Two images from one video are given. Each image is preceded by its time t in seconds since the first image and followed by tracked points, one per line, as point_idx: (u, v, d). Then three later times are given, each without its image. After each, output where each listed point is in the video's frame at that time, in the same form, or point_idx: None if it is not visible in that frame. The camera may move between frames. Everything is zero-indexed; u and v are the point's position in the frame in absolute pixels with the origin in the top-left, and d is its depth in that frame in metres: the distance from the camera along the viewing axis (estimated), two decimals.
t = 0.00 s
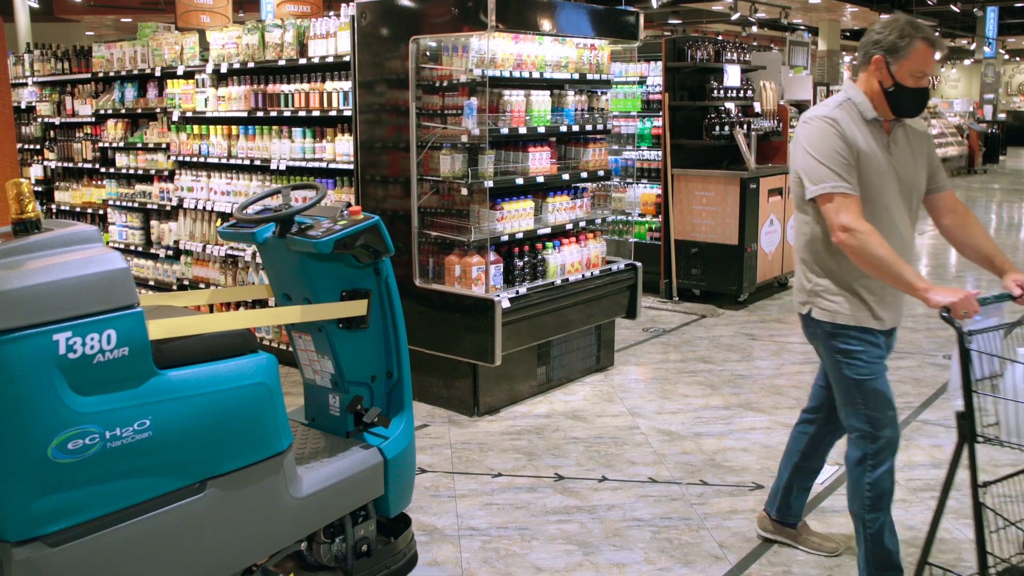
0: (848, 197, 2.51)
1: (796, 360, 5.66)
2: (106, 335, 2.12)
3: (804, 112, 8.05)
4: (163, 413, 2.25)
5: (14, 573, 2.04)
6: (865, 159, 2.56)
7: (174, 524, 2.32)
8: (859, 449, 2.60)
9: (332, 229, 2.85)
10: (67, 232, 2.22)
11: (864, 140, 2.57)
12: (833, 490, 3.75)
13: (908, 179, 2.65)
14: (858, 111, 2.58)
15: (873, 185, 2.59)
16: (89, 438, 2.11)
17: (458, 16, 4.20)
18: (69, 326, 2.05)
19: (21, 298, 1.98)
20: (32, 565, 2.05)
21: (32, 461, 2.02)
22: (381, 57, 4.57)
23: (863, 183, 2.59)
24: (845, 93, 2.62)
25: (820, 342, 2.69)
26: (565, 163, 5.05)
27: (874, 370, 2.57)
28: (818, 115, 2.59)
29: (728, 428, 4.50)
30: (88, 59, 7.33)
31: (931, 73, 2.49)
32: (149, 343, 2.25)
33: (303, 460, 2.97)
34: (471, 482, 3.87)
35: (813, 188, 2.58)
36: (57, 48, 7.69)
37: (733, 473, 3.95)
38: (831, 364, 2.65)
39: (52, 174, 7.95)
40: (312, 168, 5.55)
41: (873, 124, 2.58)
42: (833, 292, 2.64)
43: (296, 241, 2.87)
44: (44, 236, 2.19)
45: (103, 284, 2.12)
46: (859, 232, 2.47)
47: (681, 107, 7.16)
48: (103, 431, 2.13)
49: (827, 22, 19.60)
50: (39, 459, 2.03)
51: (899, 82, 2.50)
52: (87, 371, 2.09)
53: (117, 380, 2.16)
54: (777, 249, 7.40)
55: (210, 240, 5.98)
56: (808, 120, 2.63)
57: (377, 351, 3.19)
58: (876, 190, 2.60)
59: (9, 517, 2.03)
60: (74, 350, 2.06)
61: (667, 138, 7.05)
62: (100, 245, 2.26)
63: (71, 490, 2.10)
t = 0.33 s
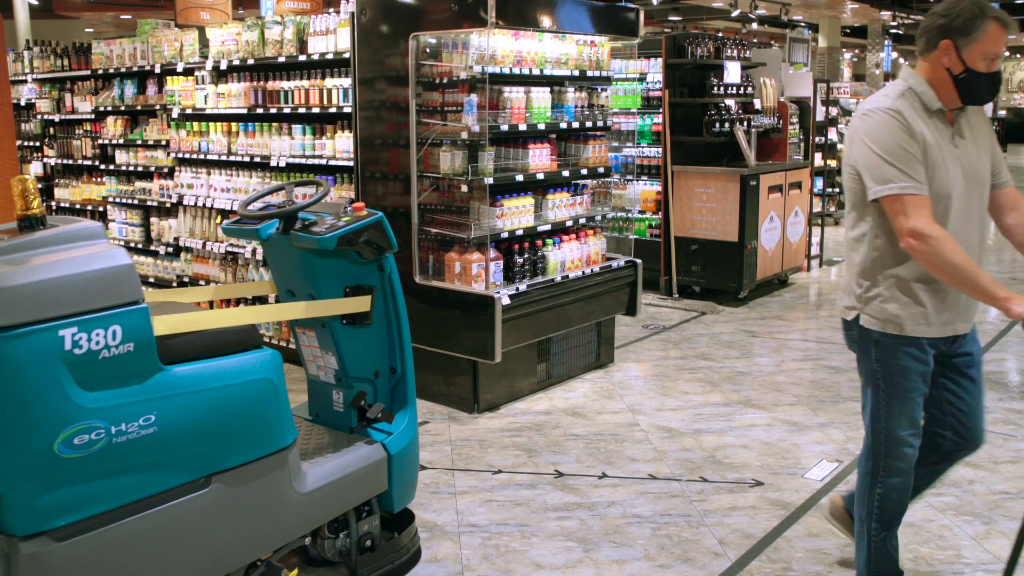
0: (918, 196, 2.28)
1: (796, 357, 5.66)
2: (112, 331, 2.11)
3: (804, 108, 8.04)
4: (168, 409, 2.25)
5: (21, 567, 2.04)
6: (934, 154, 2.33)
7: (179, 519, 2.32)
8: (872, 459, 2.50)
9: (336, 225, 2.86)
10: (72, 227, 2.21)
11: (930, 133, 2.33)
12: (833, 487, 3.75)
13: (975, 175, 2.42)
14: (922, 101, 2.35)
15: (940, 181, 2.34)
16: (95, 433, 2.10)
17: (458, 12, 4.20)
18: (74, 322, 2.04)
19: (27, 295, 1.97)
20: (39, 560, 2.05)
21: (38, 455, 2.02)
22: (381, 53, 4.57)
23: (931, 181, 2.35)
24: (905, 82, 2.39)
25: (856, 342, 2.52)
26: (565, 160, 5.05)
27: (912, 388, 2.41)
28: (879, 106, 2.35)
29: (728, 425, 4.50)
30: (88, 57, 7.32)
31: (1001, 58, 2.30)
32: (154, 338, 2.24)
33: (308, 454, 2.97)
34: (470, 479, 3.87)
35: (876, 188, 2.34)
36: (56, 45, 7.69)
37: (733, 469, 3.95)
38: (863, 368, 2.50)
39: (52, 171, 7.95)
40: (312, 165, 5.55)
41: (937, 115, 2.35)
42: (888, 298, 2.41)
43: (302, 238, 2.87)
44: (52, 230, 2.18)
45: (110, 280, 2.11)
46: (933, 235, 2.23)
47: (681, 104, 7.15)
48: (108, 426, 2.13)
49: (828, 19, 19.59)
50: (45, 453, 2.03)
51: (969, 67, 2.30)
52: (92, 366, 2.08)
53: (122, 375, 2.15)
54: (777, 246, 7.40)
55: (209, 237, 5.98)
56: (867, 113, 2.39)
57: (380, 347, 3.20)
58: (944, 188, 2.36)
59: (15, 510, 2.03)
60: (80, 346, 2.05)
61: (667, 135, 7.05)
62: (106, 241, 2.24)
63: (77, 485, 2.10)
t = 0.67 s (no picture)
0: (997, 204, 2.13)
1: (796, 353, 5.66)
2: (134, 323, 2.11)
3: (805, 105, 8.02)
4: (190, 400, 2.24)
5: (47, 555, 2.04)
6: (1008, 160, 2.19)
7: (199, 509, 2.32)
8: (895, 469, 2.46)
9: (353, 220, 2.84)
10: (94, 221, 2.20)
11: (1005, 137, 2.20)
12: (833, 484, 3.76)
13: None
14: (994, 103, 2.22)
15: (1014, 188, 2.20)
16: (119, 423, 2.10)
17: (458, 9, 4.19)
18: (98, 314, 2.03)
19: (52, 287, 1.95)
20: (63, 548, 2.05)
21: (63, 445, 2.01)
22: (381, 50, 4.56)
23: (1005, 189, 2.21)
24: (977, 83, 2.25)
25: (903, 357, 2.42)
26: (565, 157, 5.05)
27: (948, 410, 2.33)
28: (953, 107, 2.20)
29: (728, 421, 4.51)
30: (87, 52, 7.30)
31: None
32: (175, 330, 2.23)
33: (325, 447, 2.99)
34: (471, 475, 3.88)
35: (949, 195, 2.18)
36: (56, 42, 7.69)
37: (733, 465, 3.96)
38: (901, 386, 2.43)
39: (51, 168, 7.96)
40: (312, 162, 5.55)
41: (1011, 118, 2.22)
42: (950, 316, 2.28)
43: (318, 231, 2.85)
44: (73, 223, 2.18)
45: (133, 272, 2.11)
46: (1013, 246, 2.08)
47: (681, 100, 7.13)
48: (132, 416, 2.12)
49: (828, 16, 19.57)
50: (71, 443, 2.02)
51: None
52: (116, 358, 2.07)
53: (145, 366, 2.14)
54: (777, 243, 7.40)
55: (210, 234, 5.99)
56: (940, 114, 2.23)
57: (395, 340, 3.17)
58: (1015, 197, 2.22)
59: (41, 500, 2.02)
60: (104, 337, 2.04)
61: (667, 131, 7.04)
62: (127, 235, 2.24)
63: (101, 475, 2.09)
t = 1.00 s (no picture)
0: None
1: (796, 348, 5.66)
2: (165, 311, 2.12)
3: (805, 99, 7.97)
4: (219, 386, 2.25)
5: (81, 538, 2.04)
6: None
7: (227, 494, 2.32)
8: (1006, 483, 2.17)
9: (375, 212, 2.86)
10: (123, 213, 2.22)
11: None
12: (833, 478, 3.76)
13: None
14: None
15: None
16: (149, 409, 2.11)
17: (458, 3, 4.17)
18: (130, 302, 2.04)
19: (87, 276, 1.96)
20: (97, 531, 2.05)
21: (97, 430, 2.02)
22: (381, 44, 4.55)
23: None
24: None
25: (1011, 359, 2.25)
26: (565, 151, 5.04)
27: None
28: None
29: (728, 416, 4.51)
30: (87, 47, 7.30)
31: None
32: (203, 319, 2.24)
33: (347, 435, 3.00)
34: (471, 470, 3.88)
35: None
36: (55, 36, 7.67)
37: (733, 460, 3.96)
38: None
39: (51, 163, 7.96)
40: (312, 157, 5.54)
41: None
42: None
43: (341, 223, 2.89)
44: (103, 215, 2.19)
45: (163, 263, 2.12)
46: None
47: (681, 95, 7.11)
48: (162, 402, 2.13)
49: (829, 10, 19.53)
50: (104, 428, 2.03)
51: None
52: (147, 345, 2.08)
53: (175, 354, 2.15)
54: (777, 237, 7.39)
55: (210, 228, 5.99)
56: None
57: (415, 329, 3.17)
58: None
59: (75, 483, 2.02)
60: (136, 325, 2.06)
61: (668, 126, 7.03)
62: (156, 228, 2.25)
63: (132, 460, 2.10)
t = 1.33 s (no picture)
0: None
1: (796, 343, 5.66)
2: (196, 300, 2.17)
3: (805, 94, 7.98)
4: (247, 374, 2.31)
5: (116, 520, 2.10)
6: None
7: (255, 479, 2.38)
8: None
9: (398, 204, 2.85)
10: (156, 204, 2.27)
11: None
12: (833, 473, 3.77)
13: None
14: None
15: None
16: (181, 395, 2.16)
17: None
18: (162, 291, 2.10)
19: (122, 265, 2.02)
20: (131, 512, 2.12)
21: (131, 414, 2.08)
22: (381, 39, 4.54)
23: None
24: None
25: None
26: (566, 146, 5.04)
27: None
28: None
29: (729, 410, 4.51)
30: (87, 42, 7.28)
31: None
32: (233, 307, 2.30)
33: (369, 422, 3.01)
34: (471, 464, 3.88)
35: None
36: (55, 31, 7.66)
37: (733, 455, 3.96)
38: None
39: (51, 158, 7.95)
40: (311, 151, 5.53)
41: None
42: None
43: (364, 215, 2.88)
44: (137, 205, 2.25)
45: (195, 253, 2.17)
46: None
47: (682, 90, 7.11)
48: (193, 389, 2.19)
49: (829, 5, 19.49)
50: (137, 413, 2.09)
51: None
52: (179, 333, 2.14)
53: (206, 342, 2.20)
54: (778, 232, 7.39)
55: (210, 223, 5.99)
56: None
57: (436, 318, 3.19)
58: None
59: (110, 466, 2.09)
60: (168, 313, 2.11)
61: (668, 121, 7.02)
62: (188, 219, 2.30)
63: (165, 444, 2.16)
